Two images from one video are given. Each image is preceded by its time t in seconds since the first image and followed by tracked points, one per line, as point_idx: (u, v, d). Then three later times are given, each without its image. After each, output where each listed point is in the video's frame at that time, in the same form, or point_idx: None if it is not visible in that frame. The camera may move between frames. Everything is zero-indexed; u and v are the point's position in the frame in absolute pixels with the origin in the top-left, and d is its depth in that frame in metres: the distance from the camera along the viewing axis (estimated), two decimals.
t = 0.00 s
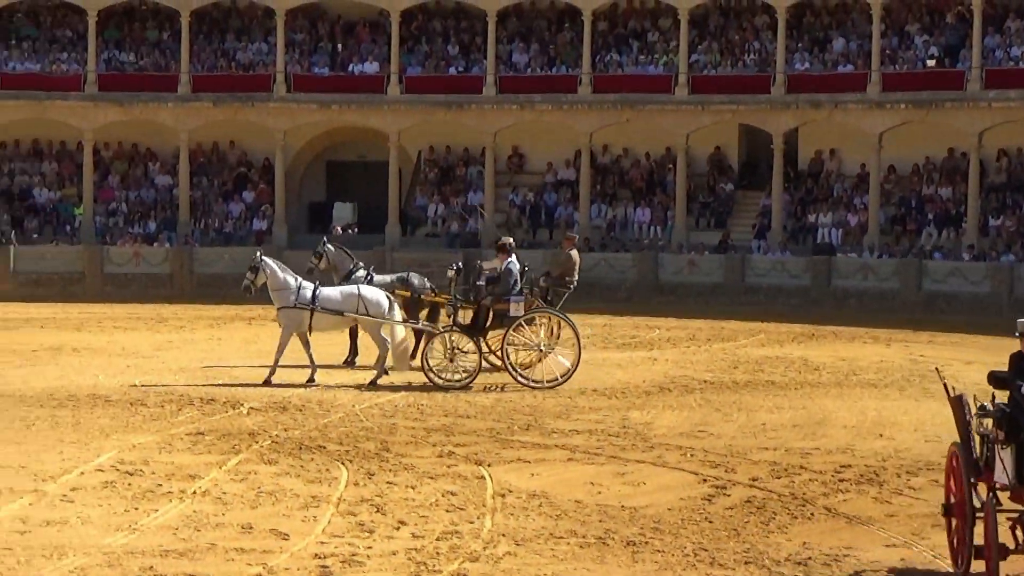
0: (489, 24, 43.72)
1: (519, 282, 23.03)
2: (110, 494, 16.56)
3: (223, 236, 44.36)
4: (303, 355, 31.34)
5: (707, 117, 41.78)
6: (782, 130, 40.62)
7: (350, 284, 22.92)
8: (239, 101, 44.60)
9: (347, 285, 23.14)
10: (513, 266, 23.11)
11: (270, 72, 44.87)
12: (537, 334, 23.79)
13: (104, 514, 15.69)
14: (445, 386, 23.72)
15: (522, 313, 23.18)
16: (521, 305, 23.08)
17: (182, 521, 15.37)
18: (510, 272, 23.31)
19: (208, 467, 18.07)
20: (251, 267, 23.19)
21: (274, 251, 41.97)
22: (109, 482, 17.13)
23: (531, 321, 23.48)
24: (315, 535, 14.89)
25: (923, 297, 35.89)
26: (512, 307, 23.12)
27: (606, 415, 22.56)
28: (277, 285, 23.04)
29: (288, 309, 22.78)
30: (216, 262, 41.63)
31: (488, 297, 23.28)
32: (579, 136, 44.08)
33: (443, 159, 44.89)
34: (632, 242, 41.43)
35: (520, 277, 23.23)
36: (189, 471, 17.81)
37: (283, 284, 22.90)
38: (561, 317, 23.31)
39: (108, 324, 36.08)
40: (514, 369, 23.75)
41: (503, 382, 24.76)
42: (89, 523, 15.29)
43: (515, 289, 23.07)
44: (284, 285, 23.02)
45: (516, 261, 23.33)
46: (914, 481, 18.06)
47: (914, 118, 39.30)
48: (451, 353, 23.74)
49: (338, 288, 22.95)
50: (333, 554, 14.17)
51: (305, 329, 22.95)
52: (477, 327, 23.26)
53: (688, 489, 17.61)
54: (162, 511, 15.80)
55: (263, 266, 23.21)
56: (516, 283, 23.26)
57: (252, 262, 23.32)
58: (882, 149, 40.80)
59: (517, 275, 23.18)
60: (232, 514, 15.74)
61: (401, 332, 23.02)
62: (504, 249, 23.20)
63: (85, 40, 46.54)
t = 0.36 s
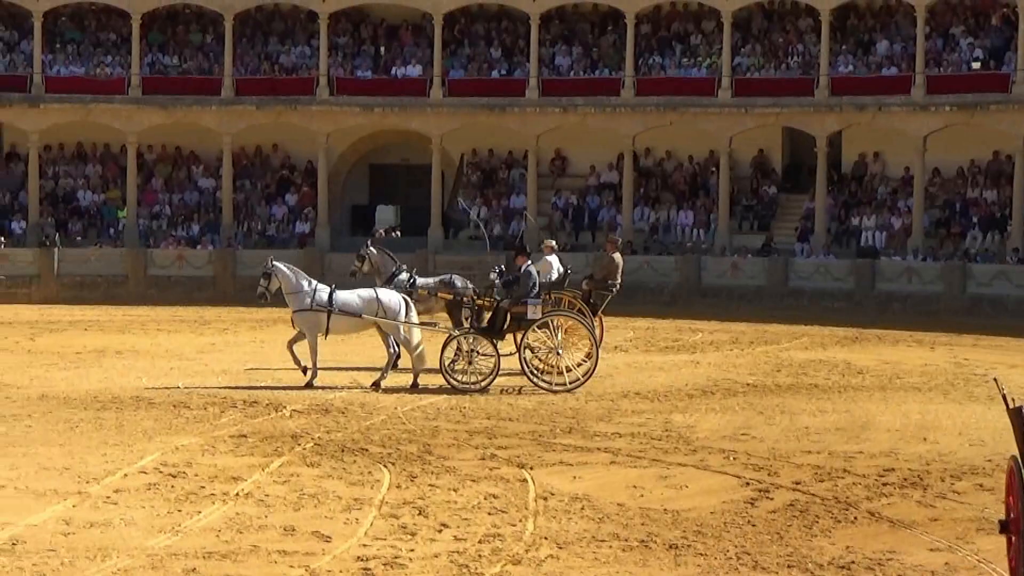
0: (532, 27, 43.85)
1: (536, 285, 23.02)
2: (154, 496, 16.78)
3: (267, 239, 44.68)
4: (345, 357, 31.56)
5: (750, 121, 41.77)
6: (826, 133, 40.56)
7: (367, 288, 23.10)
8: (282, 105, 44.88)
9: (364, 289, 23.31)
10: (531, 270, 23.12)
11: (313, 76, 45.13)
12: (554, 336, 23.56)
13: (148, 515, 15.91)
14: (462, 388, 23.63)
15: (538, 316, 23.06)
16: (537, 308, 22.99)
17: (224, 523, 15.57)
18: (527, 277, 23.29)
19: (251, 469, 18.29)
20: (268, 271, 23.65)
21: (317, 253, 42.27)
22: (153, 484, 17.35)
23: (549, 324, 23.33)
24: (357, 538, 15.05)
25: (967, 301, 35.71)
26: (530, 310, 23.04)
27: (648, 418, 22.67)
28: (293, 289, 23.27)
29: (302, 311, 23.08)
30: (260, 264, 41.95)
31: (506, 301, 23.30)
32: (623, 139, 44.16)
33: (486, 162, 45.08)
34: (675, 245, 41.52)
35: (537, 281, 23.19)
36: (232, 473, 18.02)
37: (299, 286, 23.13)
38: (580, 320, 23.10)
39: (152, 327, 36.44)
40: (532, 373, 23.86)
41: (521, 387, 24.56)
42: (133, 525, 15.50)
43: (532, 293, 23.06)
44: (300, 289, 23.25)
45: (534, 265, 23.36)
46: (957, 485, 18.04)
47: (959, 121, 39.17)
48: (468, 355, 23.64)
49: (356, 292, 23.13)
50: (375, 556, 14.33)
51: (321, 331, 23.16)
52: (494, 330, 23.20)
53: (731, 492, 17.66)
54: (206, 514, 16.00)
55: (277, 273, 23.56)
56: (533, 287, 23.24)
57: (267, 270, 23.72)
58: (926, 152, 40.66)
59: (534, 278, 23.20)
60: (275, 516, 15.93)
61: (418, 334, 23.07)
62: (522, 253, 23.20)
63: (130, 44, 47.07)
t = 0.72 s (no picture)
0: (575, 28, 44.00)
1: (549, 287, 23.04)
2: (197, 496, 17.03)
3: (309, 239, 44.97)
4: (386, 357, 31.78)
5: (794, 121, 41.74)
6: (870, 133, 40.50)
7: (380, 287, 22.96)
8: (326, 105, 45.18)
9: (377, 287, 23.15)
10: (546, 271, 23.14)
11: (356, 76, 45.43)
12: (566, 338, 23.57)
13: (191, 515, 16.16)
14: (473, 390, 23.80)
15: (550, 317, 23.09)
16: (550, 309, 23.02)
17: (267, 523, 15.80)
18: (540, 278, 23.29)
19: (294, 469, 18.52)
20: (283, 266, 23.36)
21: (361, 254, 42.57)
22: (196, 485, 17.59)
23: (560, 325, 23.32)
24: (400, 539, 15.24)
25: (1013, 302, 35.56)
26: (543, 311, 23.08)
27: (691, 418, 22.78)
28: (308, 287, 23.08)
29: (315, 311, 22.95)
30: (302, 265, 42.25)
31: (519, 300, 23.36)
32: (666, 139, 44.23)
33: (529, 162, 45.25)
34: (718, 246, 41.55)
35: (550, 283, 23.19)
36: (275, 473, 18.25)
37: (313, 285, 22.94)
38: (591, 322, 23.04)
39: (196, 327, 36.82)
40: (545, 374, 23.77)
41: (534, 387, 24.66)
42: (176, 525, 15.74)
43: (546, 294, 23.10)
44: (315, 288, 23.05)
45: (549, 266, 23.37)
46: (1002, 487, 18.03)
47: (1005, 122, 39.04)
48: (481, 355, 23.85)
49: (369, 291, 22.98)
50: (417, 557, 14.50)
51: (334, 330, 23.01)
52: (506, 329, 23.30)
53: (774, 493, 17.75)
54: (249, 514, 16.23)
55: (294, 267, 23.26)
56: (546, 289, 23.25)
57: (284, 264, 23.40)
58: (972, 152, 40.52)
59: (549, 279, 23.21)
60: (317, 516, 16.14)
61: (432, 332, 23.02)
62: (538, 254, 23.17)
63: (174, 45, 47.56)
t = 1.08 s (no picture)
0: (617, 27, 44.12)
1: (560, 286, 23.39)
2: (239, 495, 17.26)
3: (351, 238, 45.21)
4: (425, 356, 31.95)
5: (836, 119, 41.70)
6: (913, 132, 40.44)
7: (390, 286, 23.18)
8: (367, 105, 45.46)
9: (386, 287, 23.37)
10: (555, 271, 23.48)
11: (398, 76, 45.69)
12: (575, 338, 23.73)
13: (233, 514, 16.39)
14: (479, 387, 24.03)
15: (559, 316, 23.44)
16: (560, 309, 23.35)
17: (309, 522, 16.03)
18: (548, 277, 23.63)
19: (335, 468, 18.74)
20: (293, 263, 23.48)
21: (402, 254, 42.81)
22: (238, 484, 17.84)
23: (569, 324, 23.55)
24: (441, 538, 15.40)
25: None
26: (552, 310, 23.39)
27: (732, 417, 22.85)
28: (318, 286, 23.19)
29: (325, 309, 23.06)
30: (344, 265, 42.51)
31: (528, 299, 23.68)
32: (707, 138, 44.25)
33: (571, 162, 45.36)
34: (760, 244, 41.51)
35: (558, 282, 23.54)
36: (316, 472, 18.47)
37: (325, 283, 23.04)
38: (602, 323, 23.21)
39: (238, 327, 37.14)
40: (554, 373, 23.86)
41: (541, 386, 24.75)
42: (218, 523, 15.97)
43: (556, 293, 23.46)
44: (327, 287, 23.16)
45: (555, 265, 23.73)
46: None
47: None
48: (490, 354, 24.07)
49: (379, 291, 23.19)
50: (459, 556, 14.65)
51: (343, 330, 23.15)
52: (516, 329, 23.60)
53: (816, 492, 17.81)
54: (290, 513, 16.45)
55: (305, 266, 23.38)
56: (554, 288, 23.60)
57: (294, 262, 23.52)
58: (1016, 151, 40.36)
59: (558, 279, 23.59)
60: (359, 515, 16.34)
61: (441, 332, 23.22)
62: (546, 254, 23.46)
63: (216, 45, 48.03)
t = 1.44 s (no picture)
0: (656, 28, 44.13)
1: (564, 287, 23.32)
2: (278, 497, 17.45)
3: (390, 240, 45.42)
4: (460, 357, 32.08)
5: (876, 121, 41.66)
6: (954, 133, 40.43)
7: (396, 289, 23.30)
8: (407, 107, 45.71)
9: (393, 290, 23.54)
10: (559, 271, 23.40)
11: (437, 78, 45.88)
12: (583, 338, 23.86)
13: (272, 516, 16.58)
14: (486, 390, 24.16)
15: (565, 317, 23.44)
16: (565, 310, 23.33)
17: (348, 523, 16.21)
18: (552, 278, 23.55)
19: (374, 470, 18.91)
20: (297, 269, 23.81)
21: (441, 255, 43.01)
22: (277, 485, 18.04)
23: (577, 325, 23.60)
24: (480, 539, 15.55)
25: None
26: (557, 312, 23.39)
27: (772, 420, 22.87)
28: (323, 289, 23.49)
29: (330, 313, 23.33)
30: (384, 267, 42.74)
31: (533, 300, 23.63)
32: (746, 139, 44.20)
33: (609, 163, 45.40)
34: (799, 246, 41.43)
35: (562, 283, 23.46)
36: (355, 474, 18.65)
37: (329, 287, 23.35)
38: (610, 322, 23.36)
39: (277, 329, 37.44)
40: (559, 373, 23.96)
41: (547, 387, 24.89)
42: (257, 525, 16.18)
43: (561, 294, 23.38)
44: (331, 290, 23.45)
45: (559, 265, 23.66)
46: None
47: None
48: (497, 355, 24.15)
49: (385, 294, 23.37)
50: (498, 558, 14.79)
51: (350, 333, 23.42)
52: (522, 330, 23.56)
53: (854, 494, 17.85)
54: (328, 515, 16.63)
55: (309, 270, 23.71)
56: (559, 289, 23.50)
57: (299, 267, 23.83)
58: None
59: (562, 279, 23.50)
60: (398, 517, 16.50)
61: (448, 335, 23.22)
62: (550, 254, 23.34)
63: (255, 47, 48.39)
